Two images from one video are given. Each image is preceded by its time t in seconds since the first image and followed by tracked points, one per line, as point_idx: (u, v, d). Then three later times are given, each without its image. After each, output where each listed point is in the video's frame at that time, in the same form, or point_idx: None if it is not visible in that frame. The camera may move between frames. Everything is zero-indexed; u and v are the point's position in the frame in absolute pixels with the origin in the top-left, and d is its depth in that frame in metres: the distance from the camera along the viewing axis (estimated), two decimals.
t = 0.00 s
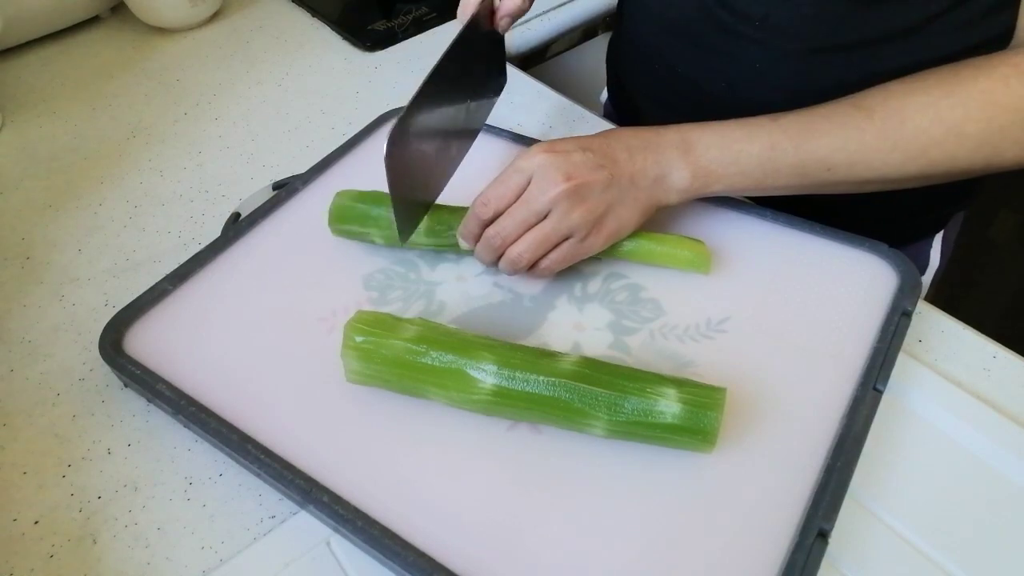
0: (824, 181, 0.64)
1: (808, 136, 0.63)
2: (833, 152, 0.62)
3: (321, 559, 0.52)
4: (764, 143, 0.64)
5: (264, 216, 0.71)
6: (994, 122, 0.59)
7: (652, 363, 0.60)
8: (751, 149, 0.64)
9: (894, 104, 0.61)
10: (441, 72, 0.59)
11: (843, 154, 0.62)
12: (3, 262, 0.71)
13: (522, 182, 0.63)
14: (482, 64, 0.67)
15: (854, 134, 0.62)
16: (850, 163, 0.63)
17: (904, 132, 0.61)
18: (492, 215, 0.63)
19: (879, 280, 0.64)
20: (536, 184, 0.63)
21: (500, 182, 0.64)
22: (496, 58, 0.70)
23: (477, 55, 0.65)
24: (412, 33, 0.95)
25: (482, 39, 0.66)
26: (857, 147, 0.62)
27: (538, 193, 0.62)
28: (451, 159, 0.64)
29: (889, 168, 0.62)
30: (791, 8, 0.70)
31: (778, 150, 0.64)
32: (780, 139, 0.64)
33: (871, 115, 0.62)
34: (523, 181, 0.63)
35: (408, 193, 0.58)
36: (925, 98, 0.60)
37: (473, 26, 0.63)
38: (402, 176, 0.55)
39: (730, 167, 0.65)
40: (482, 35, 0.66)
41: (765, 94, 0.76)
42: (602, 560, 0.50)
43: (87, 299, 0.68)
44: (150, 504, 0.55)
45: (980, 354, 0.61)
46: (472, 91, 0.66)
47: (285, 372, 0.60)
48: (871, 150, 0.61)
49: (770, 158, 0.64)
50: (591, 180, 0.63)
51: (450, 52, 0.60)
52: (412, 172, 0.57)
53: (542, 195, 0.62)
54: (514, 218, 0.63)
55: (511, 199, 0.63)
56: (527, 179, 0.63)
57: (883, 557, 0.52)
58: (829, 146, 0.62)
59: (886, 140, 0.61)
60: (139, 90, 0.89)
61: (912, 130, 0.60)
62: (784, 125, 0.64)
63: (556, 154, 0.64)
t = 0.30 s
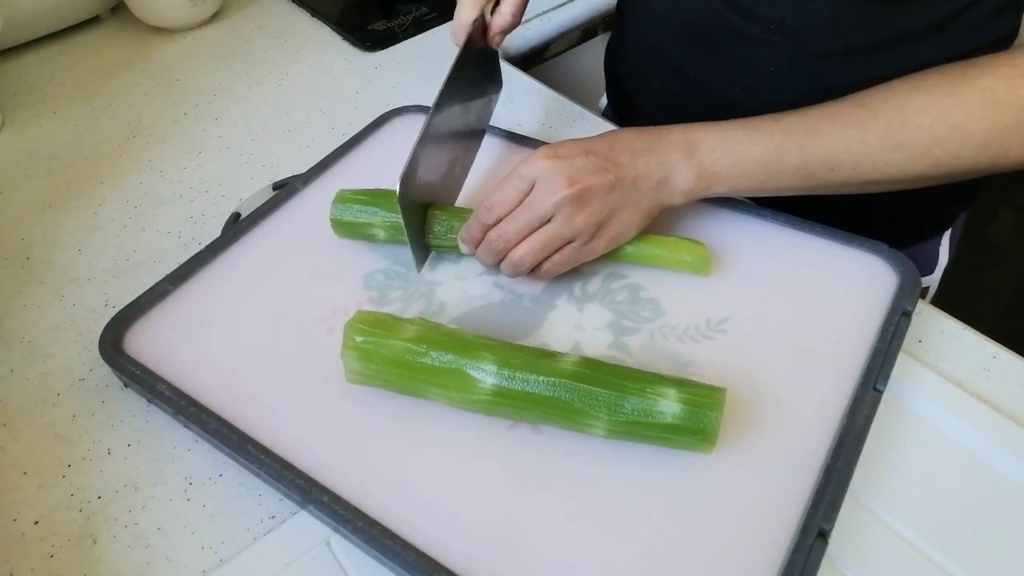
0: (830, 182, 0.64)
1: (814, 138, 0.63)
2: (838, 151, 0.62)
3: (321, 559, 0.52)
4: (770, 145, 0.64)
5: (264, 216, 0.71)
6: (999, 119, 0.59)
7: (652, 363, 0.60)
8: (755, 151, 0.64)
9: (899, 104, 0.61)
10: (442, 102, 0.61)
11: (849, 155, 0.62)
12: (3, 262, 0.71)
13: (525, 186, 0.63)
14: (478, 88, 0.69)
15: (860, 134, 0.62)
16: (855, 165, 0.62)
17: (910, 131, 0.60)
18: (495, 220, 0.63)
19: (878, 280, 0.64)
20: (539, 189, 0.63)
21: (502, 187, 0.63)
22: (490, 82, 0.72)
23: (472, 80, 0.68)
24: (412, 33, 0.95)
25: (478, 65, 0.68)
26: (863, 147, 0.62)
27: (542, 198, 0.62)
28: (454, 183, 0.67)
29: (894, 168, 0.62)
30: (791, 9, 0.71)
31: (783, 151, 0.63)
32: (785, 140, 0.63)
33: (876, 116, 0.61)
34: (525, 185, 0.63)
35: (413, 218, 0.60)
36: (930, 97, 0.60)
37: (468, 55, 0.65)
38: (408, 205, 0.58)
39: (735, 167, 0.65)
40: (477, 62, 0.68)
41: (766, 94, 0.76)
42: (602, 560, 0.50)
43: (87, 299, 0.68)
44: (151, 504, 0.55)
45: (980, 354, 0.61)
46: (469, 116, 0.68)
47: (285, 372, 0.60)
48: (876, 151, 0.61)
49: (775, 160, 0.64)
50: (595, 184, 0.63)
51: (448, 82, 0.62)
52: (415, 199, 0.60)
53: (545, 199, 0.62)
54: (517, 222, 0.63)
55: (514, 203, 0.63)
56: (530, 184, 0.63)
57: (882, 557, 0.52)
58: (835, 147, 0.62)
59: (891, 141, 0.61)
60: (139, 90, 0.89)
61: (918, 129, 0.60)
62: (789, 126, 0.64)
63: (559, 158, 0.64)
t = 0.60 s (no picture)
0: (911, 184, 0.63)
1: (920, 139, 0.61)
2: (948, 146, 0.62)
3: (321, 559, 0.52)
4: (871, 152, 0.61)
5: (264, 215, 0.71)
6: None
7: (652, 363, 0.60)
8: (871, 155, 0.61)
9: (975, 96, 0.62)
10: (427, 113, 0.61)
11: (964, 148, 0.62)
12: (3, 262, 0.71)
13: (621, 213, 0.59)
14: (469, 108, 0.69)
15: (957, 129, 0.62)
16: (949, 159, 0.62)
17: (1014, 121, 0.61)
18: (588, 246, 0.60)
19: (879, 280, 0.64)
20: (638, 218, 0.58)
21: (596, 213, 0.59)
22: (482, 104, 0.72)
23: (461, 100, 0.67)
24: (412, 33, 0.95)
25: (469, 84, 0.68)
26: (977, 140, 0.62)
27: (644, 229, 0.58)
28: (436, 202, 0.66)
29: (975, 162, 0.63)
30: (790, 9, 0.71)
31: (903, 156, 0.61)
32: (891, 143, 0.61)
33: (970, 109, 0.62)
34: (624, 212, 0.58)
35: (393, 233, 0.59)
36: (995, 90, 0.62)
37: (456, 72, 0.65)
38: (387, 216, 0.57)
39: (849, 179, 0.61)
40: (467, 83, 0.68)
41: (766, 94, 0.76)
42: (602, 560, 0.50)
43: (87, 299, 0.68)
44: (151, 504, 0.55)
45: (980, 354, 0.61)
46: (458, 134, 0.68)
47: (284, 372, 0.60)
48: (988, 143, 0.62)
49: (895, 165, 0.61)
50: (700, 213, 0.58)
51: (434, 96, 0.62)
52: (397, 213, 0.59)
53: (645, 228, 0.58)
54: (616, 251, 0.59)
55: (608, 229, 0.59)
56: (627, 212, 0.58)
57: (882, 557, 0.52)
58: (950, 141, 0.62)
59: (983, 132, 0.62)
60: (139, 90, 0.89)
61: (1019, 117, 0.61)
62: (892, 140, 0.61)
63: (661, 183, 0.58)
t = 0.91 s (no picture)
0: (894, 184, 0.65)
1: (900, 137, 0.63)
2: (928, 145, 0.63)
3: (321, 560, 0.52)
4: (853, 147, 0.63)
5: (264, 215, 0.71)
6: None
7: (652, 363, 0.60)
8: (853, 151, 0.63)
9: (956, 97, 0.64)
10: (507, 62, 0.53)
11: (946, 149, 0.63)
12: (4, 262, 0.71)
13: (605, 189, 0.60)
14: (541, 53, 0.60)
15: (938, 129, 0.63)
16: (929, 161, 0.64)
17: (995, 123, 0.63)
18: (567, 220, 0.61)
19: (878, 281, 0.64)
20: (619, 195, 0.60)
21: (580, 187, 0.60)
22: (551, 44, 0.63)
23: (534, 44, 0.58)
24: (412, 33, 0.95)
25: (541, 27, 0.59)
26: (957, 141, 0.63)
27: (624, 207, 0.59)
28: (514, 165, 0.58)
29: (957, 163, 0.64)
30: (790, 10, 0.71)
31: (883, 154, 0.63)
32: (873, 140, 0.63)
33: (955, 111, 0.64)
34: (606, 188, 0.60)
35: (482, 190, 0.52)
36: (981, 93, 0.64)
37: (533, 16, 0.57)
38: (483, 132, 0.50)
39: (833, 174, 0.63)
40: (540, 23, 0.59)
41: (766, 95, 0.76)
42: (603, 561, 0.50)
43: (87, 299, 0.68)
44: (150, 504, 0.55)
45: (980, 354, 0.61)
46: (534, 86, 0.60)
47: (285, 372, 0.60)
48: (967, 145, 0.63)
49: (875, 164, 0.63)
50: (682, 198, 0.60)
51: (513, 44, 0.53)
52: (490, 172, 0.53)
53: (625, 208, 0.59)
54: (594, 228, 0.60)
55: (589, 204, 0.60)
56: (609, 190, 0.60)
57: (882, 556, 0.52)
58: (934, 140, 0.63)
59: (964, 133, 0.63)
60: (139, 90, 0.89)
61: (1001, 120, 0.63)
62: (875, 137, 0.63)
63: (646, 164, 0.60)
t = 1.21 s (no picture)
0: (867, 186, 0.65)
1: (872, 140, 0.63)
2: (900, 148, 0.63)
3: (321, 559, 0.52)
4: (825, 149, 0.64)
5: (264, 215, 0.71)
6: None
7: (652, 363, 0.60)
8: (824, 154, 0.64)
9: (930, 100, 0.64)
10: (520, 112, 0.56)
11: (917, 152, 0.63)
12: (4, 261, 0.71)
13: (584, 185, 0.61)
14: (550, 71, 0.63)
15: (912, 133, 0.63)
16: (902, 164, 0.63)
17: (968, 127, 0.62)
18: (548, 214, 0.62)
19: (877, 280, 0.64)
20: (598, 190, 0.61)
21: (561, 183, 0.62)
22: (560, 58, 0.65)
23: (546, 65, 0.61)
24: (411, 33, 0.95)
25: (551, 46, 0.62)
26: (931, 145, 0.63)
27: (603, 202, 0.61)
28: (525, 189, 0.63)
29: (931, 167, 0.63)
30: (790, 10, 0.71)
31: (855, 157, 0.64)
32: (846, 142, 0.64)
33: (928, 113, 0.63)
34: (585, 185, 0.61)
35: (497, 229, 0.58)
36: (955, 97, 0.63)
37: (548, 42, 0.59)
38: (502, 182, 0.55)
39: (805, 175, 0.64)
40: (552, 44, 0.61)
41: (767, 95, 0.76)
42: (603, 560, 0.50)
43: (87, 299, 0.68)
44: (150, 504, 0.55)
45: (980, 354, 0.61)
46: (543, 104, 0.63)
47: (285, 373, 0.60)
48: (939, 148, 0.63)
49: (848, 164, 0.64)
50: (658, 196, 0.61)
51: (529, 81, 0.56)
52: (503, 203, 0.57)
53: (604, 204, 0.61)
54: (573, 223, 0.61)
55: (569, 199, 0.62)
56: (589, 186, 0.61)
57: (882, 556, 0.52)
58: (904, 142, 0.63)
59: (936, 136, 0.63)
60: (139, 90, 0.89)
61: (974, 123, 0.62)
62: (848, 136, 0.64)
63: (623, 160, 0.62)
